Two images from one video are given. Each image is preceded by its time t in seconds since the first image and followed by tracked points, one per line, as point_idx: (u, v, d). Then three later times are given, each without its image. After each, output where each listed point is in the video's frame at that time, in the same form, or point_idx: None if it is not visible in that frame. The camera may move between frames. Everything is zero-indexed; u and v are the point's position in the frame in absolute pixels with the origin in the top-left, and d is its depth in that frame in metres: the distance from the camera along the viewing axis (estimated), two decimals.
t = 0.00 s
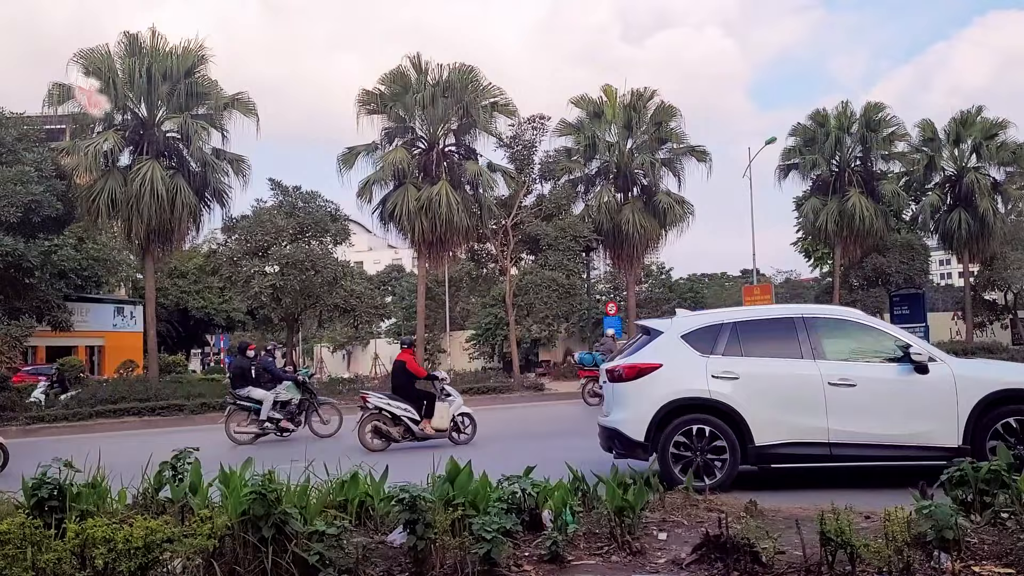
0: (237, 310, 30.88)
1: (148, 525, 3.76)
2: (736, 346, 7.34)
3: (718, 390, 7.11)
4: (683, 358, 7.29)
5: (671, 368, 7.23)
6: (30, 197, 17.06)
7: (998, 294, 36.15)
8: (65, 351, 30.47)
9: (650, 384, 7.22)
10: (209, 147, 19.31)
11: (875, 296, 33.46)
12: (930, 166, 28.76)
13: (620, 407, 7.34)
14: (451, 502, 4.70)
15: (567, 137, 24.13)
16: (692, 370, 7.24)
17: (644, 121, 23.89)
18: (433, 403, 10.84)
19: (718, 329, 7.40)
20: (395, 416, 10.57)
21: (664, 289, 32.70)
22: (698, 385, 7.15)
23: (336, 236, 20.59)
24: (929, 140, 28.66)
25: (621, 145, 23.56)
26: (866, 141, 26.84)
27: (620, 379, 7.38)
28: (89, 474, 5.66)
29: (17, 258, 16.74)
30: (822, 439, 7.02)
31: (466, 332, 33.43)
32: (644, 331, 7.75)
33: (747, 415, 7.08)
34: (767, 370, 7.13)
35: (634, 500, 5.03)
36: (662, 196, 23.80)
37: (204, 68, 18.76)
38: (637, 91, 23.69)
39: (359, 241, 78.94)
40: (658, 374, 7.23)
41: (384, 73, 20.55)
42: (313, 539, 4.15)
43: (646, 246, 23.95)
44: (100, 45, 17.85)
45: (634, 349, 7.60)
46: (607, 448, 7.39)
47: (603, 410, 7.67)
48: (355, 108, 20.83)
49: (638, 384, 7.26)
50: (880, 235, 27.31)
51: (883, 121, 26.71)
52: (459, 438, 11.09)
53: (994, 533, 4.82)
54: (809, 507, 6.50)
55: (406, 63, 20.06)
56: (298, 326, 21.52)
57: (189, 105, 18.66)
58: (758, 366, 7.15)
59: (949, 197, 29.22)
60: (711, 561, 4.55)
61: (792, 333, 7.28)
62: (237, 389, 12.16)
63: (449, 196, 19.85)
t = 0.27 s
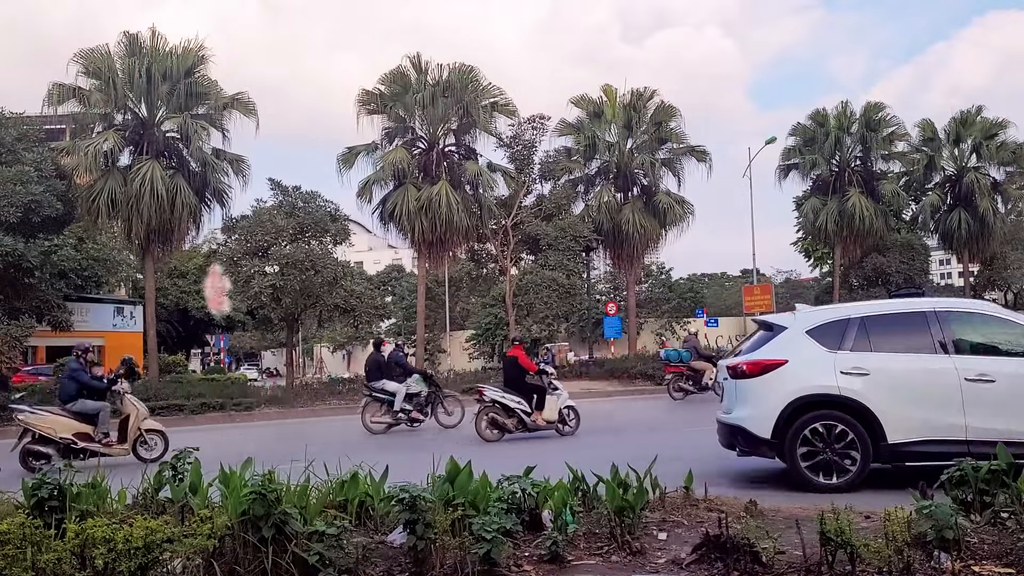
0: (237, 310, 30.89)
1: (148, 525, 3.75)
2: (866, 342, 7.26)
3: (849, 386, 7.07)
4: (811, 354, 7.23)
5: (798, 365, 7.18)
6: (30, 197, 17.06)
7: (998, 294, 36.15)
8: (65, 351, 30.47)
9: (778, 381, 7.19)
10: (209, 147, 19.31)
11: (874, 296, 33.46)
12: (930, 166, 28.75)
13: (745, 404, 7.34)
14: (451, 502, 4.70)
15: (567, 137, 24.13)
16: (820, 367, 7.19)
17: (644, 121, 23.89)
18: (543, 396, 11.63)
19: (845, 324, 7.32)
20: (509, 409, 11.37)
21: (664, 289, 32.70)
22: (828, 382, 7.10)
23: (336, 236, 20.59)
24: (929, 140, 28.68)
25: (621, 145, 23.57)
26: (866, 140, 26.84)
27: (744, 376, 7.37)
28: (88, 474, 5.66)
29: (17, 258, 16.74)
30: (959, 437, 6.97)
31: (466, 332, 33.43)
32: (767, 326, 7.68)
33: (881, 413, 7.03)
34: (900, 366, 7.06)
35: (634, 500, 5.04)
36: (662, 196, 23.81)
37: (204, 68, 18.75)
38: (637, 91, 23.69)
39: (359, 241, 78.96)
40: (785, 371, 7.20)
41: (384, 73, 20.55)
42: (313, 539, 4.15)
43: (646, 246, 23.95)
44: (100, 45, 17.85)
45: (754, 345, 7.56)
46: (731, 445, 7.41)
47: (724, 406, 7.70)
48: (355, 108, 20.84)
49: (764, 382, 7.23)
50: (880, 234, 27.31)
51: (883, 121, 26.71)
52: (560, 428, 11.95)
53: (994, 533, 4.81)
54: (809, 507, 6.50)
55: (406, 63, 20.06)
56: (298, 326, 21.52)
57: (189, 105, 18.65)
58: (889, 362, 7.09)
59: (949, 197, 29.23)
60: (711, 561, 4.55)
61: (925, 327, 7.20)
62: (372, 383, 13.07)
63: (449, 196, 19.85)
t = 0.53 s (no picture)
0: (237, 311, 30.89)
1: (148, 525, 3.75)
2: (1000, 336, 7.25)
3: (985, 382, 7.06)
4: (944, 350, 7.21)
5: (930, 362, 7.17)
6: (30, 197, 17.05)
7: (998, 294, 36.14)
8: (65, 352, 30.46)
9: (911, 377, 7.19)
10: (209, 147, 19.31)
11: (875, 296, 33.46)
12: (930, 165, 28.75)
13: (875, 401, 7.34)
14: (451, 502, 4.70)
15: (567, 137, 24.13)
16: (953, 363, 7.16)
17: (643, 120, 23.89)
18: (642, 389, 12.58)
19: (977, 319, 7.30)
20: (612, 402, 12.29)
21: (665, 289, 32.69)
22: (964, 378, 7.09)
23: (336, 236, 20.58)
24: (928, 140, 28.69)
25: (621, 145, 23.58)
26: (866, 140, 26.85)
27: (874, 372, 7.37)
28: (87, 474, 5.66)
29: (17, 258, 16.74)
30: None
31: (466, 332, 33.43)
32: (892, 321, 7.61)
33: (1021, 410, 7.03)
34: None
35: (634, 500, 5.03)
36: (662, 197, 23.81)
37: (203, 68, 18.75)
38: (637, 91, 23.68)
39: (359, 241, 78.96)
40: (918, 367, 7.18)
41: (384, 73, 20.55)
42: (313, 539, 4.15)
43: (646, 246, 23.95)
44: (100, 45, 17.85)
45: (881, 340, 7.55)
46: (861, 443, 7.41)
47: (850, 403, 7.71)
48: (355, 108, 20.83)
49: (895, 378, 7.23)
50: (880, 234, 27.32)
51: (883, 121, 26.73)
52: (659, 421, 12.79)
53: (994, 533, 4.81)
54: (809, 507, 6.49)
55: (406, 63, 20.06)
56: (298, 326, 21.52)
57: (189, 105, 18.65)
58: None
59: (949, 197, 29.23)
60: (711, 561, 4.54)
61: None
62: (491, 378, 14.03)
63: (449, 196, 19.85)
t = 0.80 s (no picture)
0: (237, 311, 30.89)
1: (148, 525, 3.75)
2: None
3: None
4: None
5: None
6: (30, 197, 17.04)
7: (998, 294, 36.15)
8: (65, 352, 30.44)
9: None
10: (209, 147, 19.31)
11: (874, 296, 33.46)
12: (930, 166, 28.75)
13: (1010, 397, 7.29)
14: (450, 502, 4.70)
15: (567, 137, 24.13)
16: None
17: (643, 121, 23.89)
18: (731, 384, 13.53)
19: None
20: (703, 396, 13.21)
21: (664, 289, 32.68)
22: None
23: (336, 236, 20.58)
24: (928, 140, 28.69)
25: (621, 145, 23.59)
26: (866, 141, 26.86)
27: (1010, 367, 7.34)
28: (87, 474, 5.66)
29: (16, 258, 16.74)
30: None
31: (465, 332, 33.43)
32: None
33: None
34: None
35: (633, 500, 5.03)
36: (662, 197, 23.81)
37: (204, 68, 18.75)
38: (637, 91, 23.68)
39: (358, 241, 78.97)
40: None
41: (384, 73, 20.55)
42: (313, 539, 4.15)
43: (646, 246, 23.96)
44: (100, 45, 17.85)
45: (1012, 335, 7.53)
46: (995, 440, 7.35)
47: (981, 399, 7.61)
48: (355, 108, 20.83)
49: None
50: (880, 235, 27.33)
51: (882, 122, 26.74)
52: (744, 414, 13.69)
53: (994, 533, 4.81)
54: (809, 507, 6.49)
55: (406, 63, 20.05)
56: (298, 326, 21.52)
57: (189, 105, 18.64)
58: None
59: (949, 197, 29.23)
60: (711, 561, 4.54)
61: None
62: (598, 371, 14.90)
63: (449, 196, 19.85)
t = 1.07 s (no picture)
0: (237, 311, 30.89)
1: (147, 526, 3.75)
2: None
3: None
4: None
5: None
6: (30, 197, 17.04)
7: (997, 295, 36.16)
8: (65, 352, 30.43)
9: None
10: (209, 148, 19.32)
11: (875, 297, 33.46)
12: (930, 166, 28.76)
13: None
14: (450, 503, 4.70)
15: (567, 137, 24.13)
16: None
17: (643, 121, 23.90)
18: (813, 378, 14.39)
19: None
20: (788, 391, 14.11)
21: (664, 289, 32.69)
22: None
23: (336, 236, 20.58)
24: (928, 140, 28.70)
25: (621, 146, 23.59)
26: (866, 141, 26.86)
27: None
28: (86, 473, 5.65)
29: (16, 258, 16.74)
30: None
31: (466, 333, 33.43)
32: None
33: None
34: None
35: (633, 501, 5.03)
36: (661, 197, 23.82)
37: (204, 69, 18.75)
38: (637, 92, 23.69)
39: (358, 241, 78.96)
40: None
41: (384, 74, 20.55)
42: (312, 539, 4.14)
43: (646, 246, 23.97)
44: (100, 45, 17.85)
45: None
46: None
47: None
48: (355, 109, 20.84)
49: None
50: (880, 235, 27.33)
51: (882, 122, 26.76)
52: (824, 409, 14.55)
53: (993, 534, 4.81)
54: (808, 508, 6.49)
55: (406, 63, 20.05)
56: (298, 326, 21.52)
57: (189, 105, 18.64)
58: None
59: (949, 197, 29.24)
60: (711, 561, 4.54)
61: None
62: (694, 367, 15.64)
63: (449, 197, 19.85)
